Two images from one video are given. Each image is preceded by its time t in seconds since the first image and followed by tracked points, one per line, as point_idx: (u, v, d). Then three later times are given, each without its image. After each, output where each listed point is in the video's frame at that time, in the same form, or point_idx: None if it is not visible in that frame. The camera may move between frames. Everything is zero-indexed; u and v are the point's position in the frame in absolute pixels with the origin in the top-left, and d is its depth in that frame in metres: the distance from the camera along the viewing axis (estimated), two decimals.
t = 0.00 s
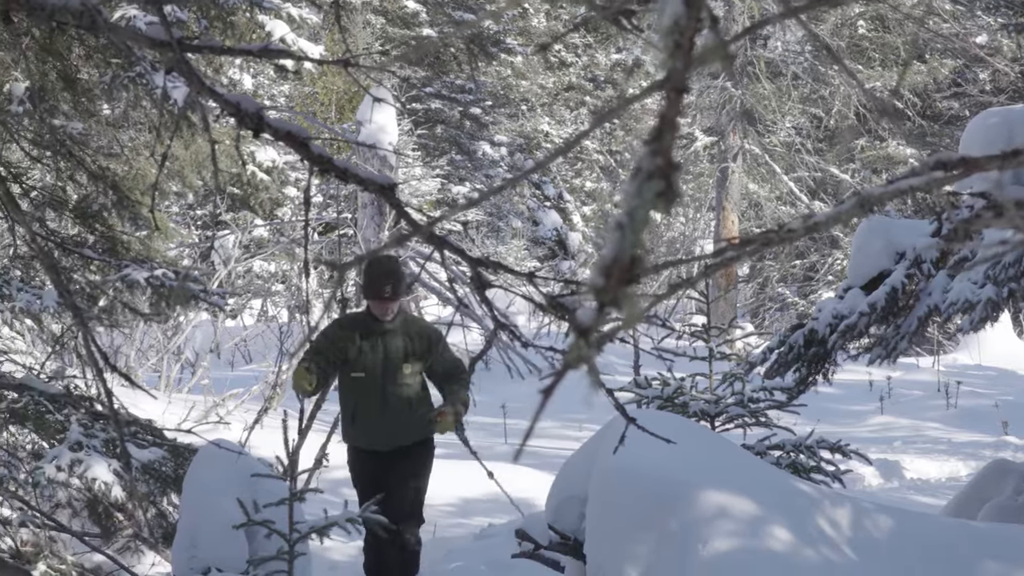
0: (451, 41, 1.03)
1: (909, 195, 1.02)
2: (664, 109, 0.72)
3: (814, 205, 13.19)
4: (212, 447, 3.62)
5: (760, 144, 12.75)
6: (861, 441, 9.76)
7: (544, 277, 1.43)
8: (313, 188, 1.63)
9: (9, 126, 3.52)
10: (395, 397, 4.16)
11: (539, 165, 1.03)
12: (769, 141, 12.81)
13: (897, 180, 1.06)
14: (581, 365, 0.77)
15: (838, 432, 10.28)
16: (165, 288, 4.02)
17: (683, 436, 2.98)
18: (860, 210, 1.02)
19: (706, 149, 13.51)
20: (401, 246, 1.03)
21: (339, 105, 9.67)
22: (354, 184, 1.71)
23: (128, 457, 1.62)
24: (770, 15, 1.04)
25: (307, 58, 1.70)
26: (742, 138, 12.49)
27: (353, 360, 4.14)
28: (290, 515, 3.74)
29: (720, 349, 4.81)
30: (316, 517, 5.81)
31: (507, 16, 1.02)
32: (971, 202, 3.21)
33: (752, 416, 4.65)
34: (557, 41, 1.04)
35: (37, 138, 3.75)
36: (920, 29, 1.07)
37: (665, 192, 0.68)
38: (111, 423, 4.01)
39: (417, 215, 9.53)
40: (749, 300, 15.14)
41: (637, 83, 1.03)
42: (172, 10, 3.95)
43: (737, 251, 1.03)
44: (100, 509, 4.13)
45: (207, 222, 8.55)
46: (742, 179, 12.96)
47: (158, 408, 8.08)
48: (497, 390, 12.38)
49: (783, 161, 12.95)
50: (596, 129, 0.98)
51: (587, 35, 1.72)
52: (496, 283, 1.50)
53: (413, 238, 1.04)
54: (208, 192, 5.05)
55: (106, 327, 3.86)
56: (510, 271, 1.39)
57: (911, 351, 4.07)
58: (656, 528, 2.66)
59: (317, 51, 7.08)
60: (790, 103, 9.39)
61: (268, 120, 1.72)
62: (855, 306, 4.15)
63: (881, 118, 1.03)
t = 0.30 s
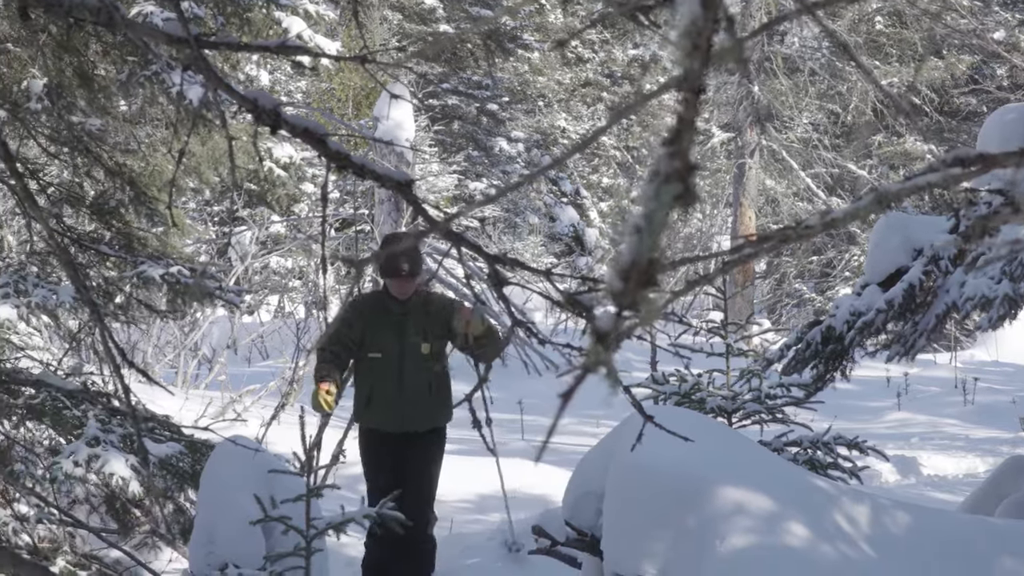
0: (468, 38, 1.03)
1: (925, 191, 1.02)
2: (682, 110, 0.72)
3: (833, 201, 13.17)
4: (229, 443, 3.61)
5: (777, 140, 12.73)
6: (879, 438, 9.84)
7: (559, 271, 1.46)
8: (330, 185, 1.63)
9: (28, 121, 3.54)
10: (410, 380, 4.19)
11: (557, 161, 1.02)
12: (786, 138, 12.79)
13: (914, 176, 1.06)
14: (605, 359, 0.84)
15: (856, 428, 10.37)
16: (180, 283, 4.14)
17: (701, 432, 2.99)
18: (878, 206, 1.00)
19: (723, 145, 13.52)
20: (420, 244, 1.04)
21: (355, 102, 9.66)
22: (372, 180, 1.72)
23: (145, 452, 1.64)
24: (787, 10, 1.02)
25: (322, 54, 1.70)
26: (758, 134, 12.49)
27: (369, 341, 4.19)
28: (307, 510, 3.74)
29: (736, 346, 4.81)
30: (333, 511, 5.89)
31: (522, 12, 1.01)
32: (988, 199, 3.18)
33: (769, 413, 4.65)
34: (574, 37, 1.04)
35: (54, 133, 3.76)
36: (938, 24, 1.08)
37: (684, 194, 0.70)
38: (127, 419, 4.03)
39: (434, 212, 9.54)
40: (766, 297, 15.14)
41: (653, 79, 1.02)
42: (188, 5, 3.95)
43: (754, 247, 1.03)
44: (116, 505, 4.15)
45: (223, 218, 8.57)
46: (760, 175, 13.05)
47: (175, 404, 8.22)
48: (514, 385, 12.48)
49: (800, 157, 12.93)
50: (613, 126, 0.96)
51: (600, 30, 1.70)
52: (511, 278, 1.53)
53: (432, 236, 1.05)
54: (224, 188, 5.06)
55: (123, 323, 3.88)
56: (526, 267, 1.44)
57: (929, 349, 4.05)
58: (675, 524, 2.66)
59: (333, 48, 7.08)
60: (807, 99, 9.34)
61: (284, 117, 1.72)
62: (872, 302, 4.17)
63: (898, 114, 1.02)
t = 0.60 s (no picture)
0: (482, 37, 1.01)
1: (941, 190, 1.02)
2: (697, 103, 0.68)
3: (849, 200, 13.16)
4: (245, 442, 3.63)
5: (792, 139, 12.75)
6: (894, 437, 9.84)
7: (576, 271, 1.45)
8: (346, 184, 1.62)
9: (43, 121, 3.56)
10: (420, 393, 4.18)
11: (572, 159, 1.01)
12: (802, 136, 12.82)
13: (931, 176, 1.05)
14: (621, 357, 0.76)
15: (872, 428, 10.37)
16: (194, 282, 4.20)
17: (716, 430, 2.99)
18: (893, 206, 1.00)
19: (739, 145, 13.58)
20: (433, 241, 1.02)
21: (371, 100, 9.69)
22: (387, 179, 1.70)
23: (159, 453, 1.63)
24: (803, 9, 0.99)
25: (337, 52, 1.70)
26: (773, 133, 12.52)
27: (377, 356, 4.18)
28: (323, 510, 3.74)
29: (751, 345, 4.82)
30: (349, 509, 5.95)
31: (536, 11, 0.99)
32: (1004, 197, 3.17)
33: (785, 412, 4.65)
34: (588, 38, 1.03)
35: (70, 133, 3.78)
36: (953, 23, 1.07)
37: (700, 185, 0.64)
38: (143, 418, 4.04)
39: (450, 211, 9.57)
40: (782, 296, 15.15)
41: (669, 78, 1.01)
42: (204, 4, 3.96)
43: (770, 245, 1.02)
44: (133, 505, 4.16)
45: (238, 217, 8.60)
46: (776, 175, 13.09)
47: (190, 403, 8.30)
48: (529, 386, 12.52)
49: (815, 156, 12.94)
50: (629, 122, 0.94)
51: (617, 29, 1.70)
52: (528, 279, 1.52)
53: (446, 233, 1.02)
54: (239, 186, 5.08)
55: (138, 322, 3.90)
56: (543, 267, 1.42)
57: (945, 349, 4.04)
58: (690, 524, 2.67)
59: (352, 46, 7.10)
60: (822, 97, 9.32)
61: (301, 117, 1.72)
62: (888, 303, 4.16)
63: (914, 113, 1.00)
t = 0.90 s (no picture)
0: (496, 38, 1.00)
1: (954, 190, 1.02)
2: (711, 109, 0.68)
3: (861, 200, 13.13)
4: (258, 442, 3.63)
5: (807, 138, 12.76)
6: (908, 438, 9.83)
7: (590, 271, 1.47)
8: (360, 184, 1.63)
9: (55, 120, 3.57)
10: (429, 412, 4.00)
11: (586, 161, 1.01)
12: (815, 136, 12.83)
13: (945, 175, 1.05)
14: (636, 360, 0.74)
15: (885, 428, 10.37)
16: (209, 281, 4.21)
17: (730, 431, 3.00)
18: (907, 205, 1.00)
19: (751, 144, 13.59)
20: (447, 241, 1.03)
21: (384, 101, 9.70)
22: (400, 179, 1.70)
23: (174, 451, 1.62)
24: (817, 10, 0.97)
25: (350, 53, 1.70)
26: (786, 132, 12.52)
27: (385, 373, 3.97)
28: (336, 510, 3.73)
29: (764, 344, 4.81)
30: (361, 509, 5.97)
31: (551, 11, 0.99)
32: (1018, 196, 3.16)
33: (798, 412, 4.64)
34: (603, 37, 1.03)
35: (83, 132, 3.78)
36: (968, 23, 1.08)
37: (714, 190, 0.64)
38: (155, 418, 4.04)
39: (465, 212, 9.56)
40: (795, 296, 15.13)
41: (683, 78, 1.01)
42: (217, 3, 3.94)
43: (784, 245, 1.02)
44: (145, 505, 4.16)
45: (251, 217, 8.62)
46: (786, 175, 13.10)
47: (203, 403, 8.30)
48: (542, 386, 12.53)
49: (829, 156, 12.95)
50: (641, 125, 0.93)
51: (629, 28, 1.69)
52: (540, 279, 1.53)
53: (460, 233, 1.03)
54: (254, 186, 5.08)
55: (151, 321, 3.91)
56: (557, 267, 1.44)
57: (959, 349, 4.02)
58: (705, 523, 2.67)
59: (366, 46, 7.10)
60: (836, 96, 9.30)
61: (314, 116, 1.73)
62: (902, 303, 4.16)
63: (931, 113, 0.99)
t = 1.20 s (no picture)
0: (508, 38, 1.00)
1: (966, 188, 1.01)
2: (724, 108, 0.65)
3: (871, 198, 13.09)
4: (270, 441, 3.64)
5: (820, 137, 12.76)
6: (920, 437, 9.83)
7: (603, 269, 1.47)
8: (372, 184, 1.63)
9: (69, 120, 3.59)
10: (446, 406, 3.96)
11: (598, 159, 1.00)
12: (827, 136, 12.82)
13: (955, 174, 1.05)
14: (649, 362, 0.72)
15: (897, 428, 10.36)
16: (221, 281, 4.21)
17: (743, 430, 3.01)
18: (919, 204, 1.00)
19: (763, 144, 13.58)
20: (461, 240, 1.03)
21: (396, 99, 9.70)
22: (412, 178, 1.71)
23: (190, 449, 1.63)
24: (829, 9, 0.96)
25: (363, 52, 1.71)
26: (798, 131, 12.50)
27: (405, 364, 3.93)
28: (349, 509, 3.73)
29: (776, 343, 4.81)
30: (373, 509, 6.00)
31: (564, 12, 0.98)
32: None
33: (810, 411, 4.64)
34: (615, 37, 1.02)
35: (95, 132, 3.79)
36: (978, 23, 1.10)
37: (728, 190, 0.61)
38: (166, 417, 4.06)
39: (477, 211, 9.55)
40: (807, 294, 15.13)
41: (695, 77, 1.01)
42: (230, 2, 3.93)
43: (796, 244, 1.01)
44: (157, 504, 4.18)
45: (262, 216, 8.64)
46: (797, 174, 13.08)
47: (215, 402, 8.33)
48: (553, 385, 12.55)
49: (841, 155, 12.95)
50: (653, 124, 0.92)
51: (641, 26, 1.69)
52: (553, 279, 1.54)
53: (474, 232, 1.02)
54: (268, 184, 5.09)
55: (162, 320, 3.92)
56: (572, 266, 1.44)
57: (971, 348, 4.00)
58: (718, 522, 2.69)
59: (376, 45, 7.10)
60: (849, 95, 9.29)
61: (326, 115, 1.73)
62: (914, 302, 4.16)
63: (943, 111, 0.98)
